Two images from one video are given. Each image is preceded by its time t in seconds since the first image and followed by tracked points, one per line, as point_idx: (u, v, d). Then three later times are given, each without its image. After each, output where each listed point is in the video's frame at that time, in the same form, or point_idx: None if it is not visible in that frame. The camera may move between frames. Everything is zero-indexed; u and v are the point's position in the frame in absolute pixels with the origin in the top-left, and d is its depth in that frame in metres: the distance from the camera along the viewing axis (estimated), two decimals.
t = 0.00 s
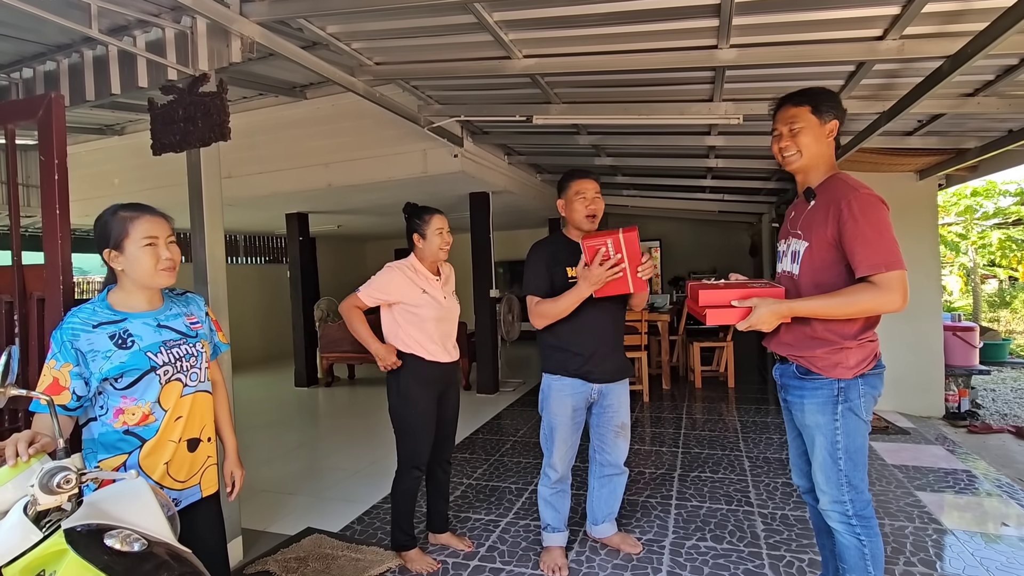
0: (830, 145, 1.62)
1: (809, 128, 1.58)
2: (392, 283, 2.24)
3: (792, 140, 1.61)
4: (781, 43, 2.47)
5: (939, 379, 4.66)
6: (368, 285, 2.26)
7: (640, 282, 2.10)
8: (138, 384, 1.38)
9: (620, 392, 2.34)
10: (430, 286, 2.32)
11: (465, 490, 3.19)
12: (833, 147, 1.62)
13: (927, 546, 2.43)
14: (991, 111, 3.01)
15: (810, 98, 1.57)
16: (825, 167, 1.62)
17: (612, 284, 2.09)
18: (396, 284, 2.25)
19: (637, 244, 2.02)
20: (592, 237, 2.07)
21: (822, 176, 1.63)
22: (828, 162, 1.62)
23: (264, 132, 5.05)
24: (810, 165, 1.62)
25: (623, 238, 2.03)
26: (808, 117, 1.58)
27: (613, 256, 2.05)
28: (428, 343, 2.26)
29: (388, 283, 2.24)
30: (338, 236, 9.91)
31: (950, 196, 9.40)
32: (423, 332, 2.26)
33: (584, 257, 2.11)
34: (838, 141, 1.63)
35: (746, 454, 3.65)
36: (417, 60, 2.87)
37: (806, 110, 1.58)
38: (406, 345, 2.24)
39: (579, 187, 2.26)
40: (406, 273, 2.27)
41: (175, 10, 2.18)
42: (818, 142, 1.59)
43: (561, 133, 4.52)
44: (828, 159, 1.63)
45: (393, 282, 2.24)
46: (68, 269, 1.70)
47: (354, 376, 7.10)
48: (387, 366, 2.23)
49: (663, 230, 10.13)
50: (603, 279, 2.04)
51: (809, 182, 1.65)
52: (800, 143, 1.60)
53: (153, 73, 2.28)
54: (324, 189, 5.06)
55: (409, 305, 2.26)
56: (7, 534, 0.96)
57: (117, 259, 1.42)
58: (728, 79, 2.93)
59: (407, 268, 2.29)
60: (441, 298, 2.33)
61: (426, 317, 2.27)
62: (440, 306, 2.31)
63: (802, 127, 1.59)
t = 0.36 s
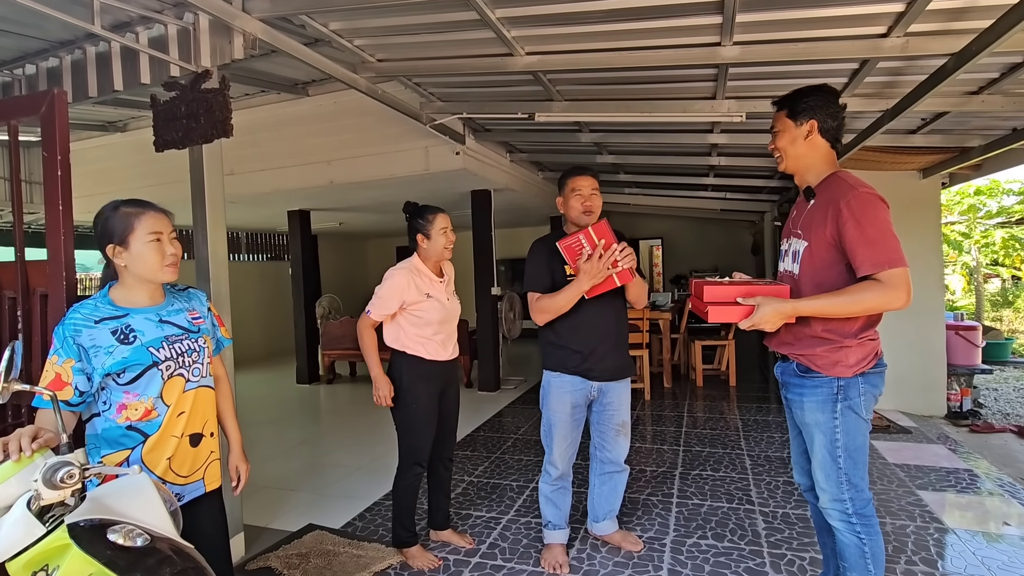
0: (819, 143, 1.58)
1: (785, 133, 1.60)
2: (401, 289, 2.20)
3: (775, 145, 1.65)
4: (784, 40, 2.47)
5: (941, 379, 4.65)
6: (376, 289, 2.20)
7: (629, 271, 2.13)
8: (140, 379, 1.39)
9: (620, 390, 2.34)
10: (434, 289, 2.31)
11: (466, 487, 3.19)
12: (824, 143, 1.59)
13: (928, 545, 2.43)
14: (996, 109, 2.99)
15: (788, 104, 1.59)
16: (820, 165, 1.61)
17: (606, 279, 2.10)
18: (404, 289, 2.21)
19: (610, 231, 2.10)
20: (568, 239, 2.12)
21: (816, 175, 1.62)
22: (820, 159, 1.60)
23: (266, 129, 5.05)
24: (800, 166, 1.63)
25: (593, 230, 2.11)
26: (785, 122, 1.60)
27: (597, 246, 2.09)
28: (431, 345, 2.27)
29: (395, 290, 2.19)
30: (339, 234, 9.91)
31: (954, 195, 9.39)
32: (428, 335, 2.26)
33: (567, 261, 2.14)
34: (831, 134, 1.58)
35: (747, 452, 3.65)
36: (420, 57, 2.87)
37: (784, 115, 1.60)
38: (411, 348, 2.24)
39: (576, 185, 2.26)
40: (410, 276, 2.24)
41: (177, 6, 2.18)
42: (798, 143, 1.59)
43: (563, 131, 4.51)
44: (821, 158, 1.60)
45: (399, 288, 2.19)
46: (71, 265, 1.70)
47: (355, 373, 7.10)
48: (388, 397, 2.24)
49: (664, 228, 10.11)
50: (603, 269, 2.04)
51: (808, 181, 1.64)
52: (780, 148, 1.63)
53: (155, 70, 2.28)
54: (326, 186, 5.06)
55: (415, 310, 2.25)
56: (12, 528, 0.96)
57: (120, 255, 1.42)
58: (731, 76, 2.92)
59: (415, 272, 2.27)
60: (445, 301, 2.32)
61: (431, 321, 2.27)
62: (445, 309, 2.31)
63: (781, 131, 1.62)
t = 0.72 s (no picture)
0: (819, 142, 1.58)
1: (785, 131, 1.60)
2: (401, 290, 2.19)
3: (775, 144, 1.65)
4: (786, 38, 2.46)
5: (942, 378, 4.65)
6: (375, 293, 2.20)
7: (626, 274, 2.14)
8: (142, 376, 1.39)
9: (619, 388, 2.34)
10: (434, 289, 2.30)
11: (466, 485, 3.20)
12: (824, 142, 1.58)
13: (929, 545, 2.43)
14: (1000, 109, 2.97)
15: (788, 103, 1.59)
16: (821, 164, 1.61)
17: (603, 283, 2.11)
18: (403, 290, 2.21)
19: (606, 236, 2.10)
20: (565, 245, 2.09)
21: (816, 175, 1.62)
22: (821, 159, 1.60)
23: (267, 127, 5.05)
24: (800, 165, 1.63)
25: (589, 236, 2.10)
26: (785, 121, 1.59)
27: (594, 252, 2.08)
28: (429, 346, 2.27)
29: (395, 292, 2.19)
30: (340, 232, 9.91)
31: (955, 194, 9.38)
32: (427, 336, 2.27)
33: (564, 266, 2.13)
34: (832, 134, 1.57)
35: (748, 451, 3.65)
36: (421, 55, 2.87)
37: (784, 114, 1.60)
38: (409, 348, 2.24)
39: (575, 187, 2.25)
40: (411, 276, 2.24)
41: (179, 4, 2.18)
42: (798, 142, 1.59)
43: (565, 129, 4.50)
44: (821, 156, 1.60)
45: (398, 289, 2.19)
46: (72, 263, 1.70)
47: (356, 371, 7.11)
48: (377, 400, 2.27)
49: (665, 227, 10.11)
50: (601, 275, 2.06)
51: (807, 181, 1.64)
52: (781, 147, 1.63)
53: (157, 68, 2.28)
54: (327, 184, 5.06)
55: (414, 311, 2.25)
56: (14, 526, 0.97)
57: (126, 253, 1.42)
58: (733, 74, 2.91)
59: (416, 272, 2.27)
60: (444, 302, 2.32)
61: (431, 322, 2.27)
62: (444, 310, 2.31)
63: (782, 130, 1.62)
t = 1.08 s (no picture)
0: (821, 141, 1.58)
1: (788, 129, 1.60)
2: (400, 290, 2.19)
3: (777, 143, 1.65)
4: (789, 36, 2.45)
5: (945, 377, 4.64)
6: (375, 294, 2.19)
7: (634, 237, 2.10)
8: (147, 373, 1.39)
9: (617, 385, 2.35)
10: (433, 289, 2.31)
11: (468, 483, 3.21)
12: (826, 140, 1.58)
13: (930, 544, 2.43)
14: (1005, 107, 2.95)
15: (790, 101, 1.59)
16: (823, 162, 1.60)
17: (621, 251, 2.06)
18: (403, 291, 2.21)
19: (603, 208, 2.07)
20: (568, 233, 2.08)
21: (820, 172, 1.61)
22: (824, 157, 1.60)
23: (269, 125, 5.05)
24: (802, 163, 1.62)
25: (587, 214, 2.07)
26: (787, 119, 1.59)
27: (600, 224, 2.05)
28: (429, 345, 2.28)
29: (395, 292, 2.19)
30: (342, 229, 9.92)
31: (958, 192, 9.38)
32: (427, 335, 2.27)
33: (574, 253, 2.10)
34: (834, 132, 1.57)
35: (750, 450, 3.65)
36: (423, 52, 2.86)
37: (786, 111, 1.60)
38: (407, 348, 2.24)
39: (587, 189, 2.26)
40: (410, 276, 2.23)
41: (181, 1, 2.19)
42: (800, 140, 1.59)
43: (567, 127, 4.50)
44: (823, 154, 1.59)
45: (398, 289, 2.19)
46: (76, 260, 1.71)
47: (358, 368, 7.12)
48: (387, 403, 2.26)
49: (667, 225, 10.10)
50: (617, 242, 2.00)
51: (810, 179, 1.64)
52: (784, 145, 1.63)
53: (159, 65, 2.28)
54: (329, 181, 5.06)
55: (414, 311, 2.25)
56: (19, 521, 0.98)
57: (131, 249, 1.42)
58: (736, 72, 2.91)
59: (416, 273, 2.26)
60: (444, 301, 2.33)
61: (431, 322, 2.27)
62: (444, 309, 2.32)
63: (784, 128, 1.61)
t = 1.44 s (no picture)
0: (824, 138, 1.57)
1: (790, 127, 1.59)
2: (399, 291, 2.18)
3: (780, 141, 1.64)
4: (792, 33, 2.44)
5: (946, 377, 4.63)
6: (376, 297, 2.19)
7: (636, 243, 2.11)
8: (147, 370, 1.39)
9: (617, 383, 2.35)
10: (432, 288, 2.30)
11: (468, 481, 3.20)
12: (829, 137, 1.57)
13: (931, 544, 2.42)
14: (1007, 105, 2.93)
15: (793, 97, 1.58)
16: (826, 160, 1.59)
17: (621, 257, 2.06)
18: (403, 290, 2.20)
19: (607, 212, 2.10)
20: (570, 234, 2.11)
21: (822, 171, 1.60)
22: (826, 154, 1.59)
23: (270, 122, 5.05)
24: (805, 162, 1.62)
25: (590, 216, 2.10)
26: (790, 116, 1.58)
27: (603, 228, 2.07)
28: (430, 344, 2.28)
29: (395, 292, 2.18)
30: (343, 227, 9.92)
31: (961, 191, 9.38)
32: (428, 334, 2.27)
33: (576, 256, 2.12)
34: (837, 129, 1.56)
35: (750, 449, 3.65)
36: (424, 49, 2.86)
37: (788, 108, 1.59)
38: (409, 347, 2.24)
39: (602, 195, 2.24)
40: (409, 276, 2.23)
41: None
42: (803, 138, 1.58)
43: (569, 125, 4.49)
44: (826, 152, 1.58)
45: (397, 290, 2.18)
46: (76, 257, 1.70)
47: (359, 366, 7.12)
48: (388, 407, 2.26)
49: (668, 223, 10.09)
50: (615, 245, 2.01)
51: (812, 177, 1.63)
52: (785, 143, 1.62)
53: (160, 61, 2.28)
54: (330, 179, 5.06)
55: (414, 310, 2.25)
56: (18, 517, 0.97)
57: (130, 246, 1.42)
58: (738, 70, 2.90)
59: (414, 272, 2.25)
60: (443, 299, 2.32)
61: (430, 320, 2.27)
62: (443, 307, 2.31)
63: (786, 126, 1.61)
